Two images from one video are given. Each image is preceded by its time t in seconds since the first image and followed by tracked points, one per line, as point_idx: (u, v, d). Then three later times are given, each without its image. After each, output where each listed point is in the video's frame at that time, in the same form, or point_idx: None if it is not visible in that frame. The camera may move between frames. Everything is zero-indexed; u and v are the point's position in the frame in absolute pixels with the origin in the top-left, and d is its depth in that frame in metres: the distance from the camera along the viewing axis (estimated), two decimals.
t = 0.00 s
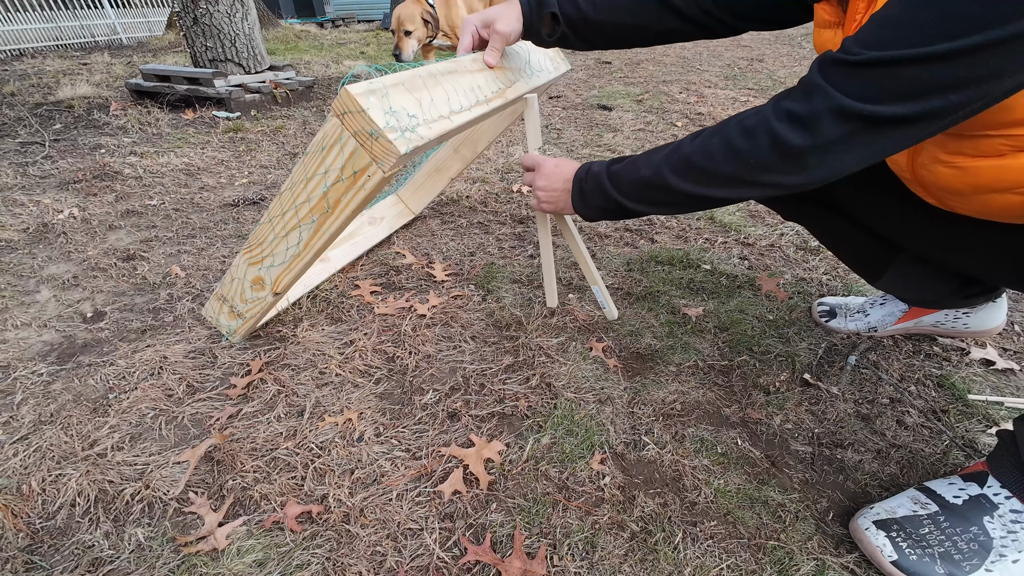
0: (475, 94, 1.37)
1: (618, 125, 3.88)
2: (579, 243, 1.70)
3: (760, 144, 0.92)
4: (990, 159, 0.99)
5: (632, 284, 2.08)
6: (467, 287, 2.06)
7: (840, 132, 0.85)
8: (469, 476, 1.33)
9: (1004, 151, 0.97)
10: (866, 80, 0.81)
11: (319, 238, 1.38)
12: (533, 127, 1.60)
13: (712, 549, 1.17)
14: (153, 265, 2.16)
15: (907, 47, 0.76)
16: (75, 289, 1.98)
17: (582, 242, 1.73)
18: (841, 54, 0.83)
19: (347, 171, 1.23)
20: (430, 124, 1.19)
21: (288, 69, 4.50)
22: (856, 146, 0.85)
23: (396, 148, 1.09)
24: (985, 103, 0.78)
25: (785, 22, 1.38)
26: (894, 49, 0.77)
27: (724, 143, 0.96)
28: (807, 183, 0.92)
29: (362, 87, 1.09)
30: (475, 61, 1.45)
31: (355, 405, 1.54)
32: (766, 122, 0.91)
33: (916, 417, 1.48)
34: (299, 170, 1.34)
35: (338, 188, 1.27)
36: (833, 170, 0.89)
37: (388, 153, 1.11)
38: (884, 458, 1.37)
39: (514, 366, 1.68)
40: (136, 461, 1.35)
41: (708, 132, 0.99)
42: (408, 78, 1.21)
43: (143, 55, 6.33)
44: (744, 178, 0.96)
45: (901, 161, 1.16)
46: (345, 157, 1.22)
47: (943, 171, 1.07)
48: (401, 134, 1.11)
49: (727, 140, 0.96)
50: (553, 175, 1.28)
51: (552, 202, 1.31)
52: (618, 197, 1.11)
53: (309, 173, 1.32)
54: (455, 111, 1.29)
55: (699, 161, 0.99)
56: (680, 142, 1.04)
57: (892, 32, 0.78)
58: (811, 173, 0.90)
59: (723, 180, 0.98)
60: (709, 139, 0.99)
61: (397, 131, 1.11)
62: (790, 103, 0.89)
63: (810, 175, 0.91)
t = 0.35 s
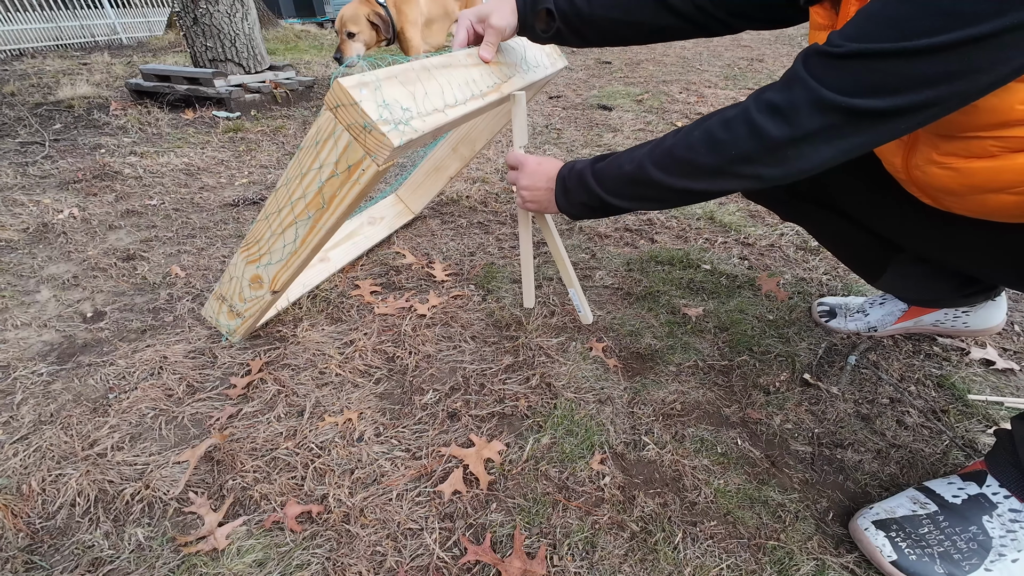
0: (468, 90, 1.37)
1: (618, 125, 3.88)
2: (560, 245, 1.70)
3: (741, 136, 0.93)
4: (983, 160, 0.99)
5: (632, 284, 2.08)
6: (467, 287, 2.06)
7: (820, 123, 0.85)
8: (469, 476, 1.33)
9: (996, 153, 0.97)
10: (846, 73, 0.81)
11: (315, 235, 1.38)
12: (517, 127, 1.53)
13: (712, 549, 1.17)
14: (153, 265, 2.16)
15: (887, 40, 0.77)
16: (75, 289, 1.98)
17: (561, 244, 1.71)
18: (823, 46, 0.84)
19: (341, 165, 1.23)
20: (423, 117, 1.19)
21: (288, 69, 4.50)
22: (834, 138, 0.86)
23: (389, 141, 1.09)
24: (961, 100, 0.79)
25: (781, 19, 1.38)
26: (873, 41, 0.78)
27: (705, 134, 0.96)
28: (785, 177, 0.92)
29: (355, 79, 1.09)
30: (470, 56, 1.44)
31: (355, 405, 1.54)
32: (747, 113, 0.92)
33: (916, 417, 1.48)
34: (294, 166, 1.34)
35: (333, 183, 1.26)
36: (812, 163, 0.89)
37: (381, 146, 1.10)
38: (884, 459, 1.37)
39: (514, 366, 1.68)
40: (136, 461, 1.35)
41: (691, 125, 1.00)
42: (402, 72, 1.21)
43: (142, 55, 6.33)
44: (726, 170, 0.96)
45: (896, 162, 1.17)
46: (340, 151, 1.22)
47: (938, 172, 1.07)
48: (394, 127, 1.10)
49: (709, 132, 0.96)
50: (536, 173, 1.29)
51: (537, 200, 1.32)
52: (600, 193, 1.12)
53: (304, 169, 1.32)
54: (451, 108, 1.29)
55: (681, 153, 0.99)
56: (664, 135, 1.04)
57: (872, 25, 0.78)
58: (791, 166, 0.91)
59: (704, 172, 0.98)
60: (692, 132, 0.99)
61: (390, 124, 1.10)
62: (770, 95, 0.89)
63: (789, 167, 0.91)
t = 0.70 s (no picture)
0: (466, 87, 1.37)
1: (618, 125, 3.88)
2: (556, 247, 1.70)
3: (731, 133, 0.93)
4: (978, 162, 0.99)
5: (632, 284, 2.08)
6: (467, 287, 2.06)
7: (808, 120, 0.85)
8: (469, 476, 1.33)
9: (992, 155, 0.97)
10: (833, 71, 0.81)
11: (313, 233, 1.38)
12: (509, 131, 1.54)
13: (712, 549, 1.17)
14: (153, 265, 2.16)
15: (873, 40, 0.77)
16: (75, 289, 1.98)
17: (558, 245, 1.71)
18: (813, 45, 0.84)
19: (338, 162, 1.23)
20: (420, 114, 1.19)
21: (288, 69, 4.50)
22: (822, 135, 0.86)
23: (386, 138, 1.08)
24: (945, 101, 0.79)
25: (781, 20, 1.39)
26: (860, 41, 0.78)
27: (696, 131, 0.96)
28: (773, 174, 0.93)
29: (351, 75, 1.09)
30: (469, 55, 1.44)
31: (355, 405, 1.54)
32: (737, 111, 0.92)
33: (916, 417, 1.48)
34: (291, 164, 1.34)
35: (331, 180, 1.26)
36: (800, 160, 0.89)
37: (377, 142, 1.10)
38: (884, 459, 1.37)
39: (515, 366, 1.68)
40: (136, 461, 1.35)
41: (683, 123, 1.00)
42: (398, 69, 1.21)
43: (142, 55, 6.33)
44: (716, 167, 0.96)
45: (894, 163, 1.17)
46: (337, 149, 1.22)
47: (935, 173, 1.07)
48: (391, 123, 1.10)
49: (700, 130, 0.96)
50: (527, 176, 1.30)
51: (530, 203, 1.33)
52: (592, 192, 1.13)
53: (301, 167, 1.32)
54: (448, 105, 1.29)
55: (672, 150, 1.00)
56: (657, 133, 1.05)
57: (860, 25, 0.78)
58: (780, 162, 0.91)
59: (694, 169, 0.98)
60: (684, 130, 1.00)
61: (387, 120, 1.10)
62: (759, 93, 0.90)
63: (779, 164, 0.91)
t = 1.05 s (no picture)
0: (465, 87, 1.37)
1: (618, 125, 3.88)
2: (553, 248, 1.70)
3: (724, 131, 0.93)
4: (975, 163, 0.99)
5: (632, 283, 2.08)
6: (467, 287, 2.06)
7: (799, 117, 0.85)
8: (469, 476, 1.33)
9: (988, 155, 0.97)
10: (824, 69, 0.81)
11: (314, 233, 1.38)
12: (504, 132, 1.55)
13: (712, 549, 1.17)
14: (153, 265, 2.16)
15: (865, 38, 0.77)
16: (75, 289, 1.98)
17: (556, 246, 1.71)
18: (806, 43, 0.84)
19: (338, 162, 1.23)
20: (420, 113, 1.18)
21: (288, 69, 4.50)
22: (815, 132, 0.85)
23: (385, 137, 1.08)
24: (935, 100, 0.79)
25: (783, 21, 1.38)
26: (852, 39, 0.78)
27: (690, 129, 0.97)
28: (765, 172, 0.93)
29: (351, 75, 1.08)
30: (468, 54, 1.44)
31: (355, 405, 1.54)
32: (730, 109, 0.92)
33: (916, 417, 1.48)
34: (290, 163, 1.34)
35: (330, 180, 1.26)
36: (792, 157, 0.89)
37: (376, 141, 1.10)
38: (884, 459, 1.37)
39: (515, 366, 1.68)
40: (136, 461, 1.35)
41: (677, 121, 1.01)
42: (398, 69, 1.20)
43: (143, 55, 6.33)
44: (709, 165, 0.96)
45: (891, 164, 1.17)
46: (337, 149, 1.22)
47: (933, 174, 1.07)
48: (390, 123, 1.10)
49: (693, 128, 0.97)
50: (523, 177, 1.30)
51: (527, 204, 1.33)
52: (587, 190, 1.13)
53: (300, 166, 1.32)
54: (448, 104, 1.29)
55: (666, 148, 1.00)
56: (653, 132, 1.05)
57: (852, 23, 0.79)
58: (772, 160, 0.90)
59: (688, 167, 0.98)
60: (678, 128, 1.00)
61: (386, 119, 1.10)
62: (750, 91, 0.90)
63: (771, 161, 0.90)
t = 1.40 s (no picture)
0: (465, 88, 1.37)
1: (618, 125, 3.88)
2: (553, 248, 1.70)
3: (723, 131, 0.93)
4: (972, 163, 0.99)
5: (632, 283, 2.08)
6: (467, 287, 2.06)
7: (797, 117, 0.85)
8: (469, 476, 1.34)
9: (985, 155, 0.97)
10: (824, 67, 0.81)
11: (314, 234, 1.38)
12: (504, 134, 1.55)
13: (712, 549, 1.17)
14: (153, 265, 2.16)
15: (863, 36, 0.77)
16: (75, 289, 1.98)
17: (556, 246, 1.71)
18: (805, 43, 0.84)
19: (337, 163, 1.23)
20: (420, 115, 1.19)
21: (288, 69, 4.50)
22: (813, 133, 0.85)
23: (384, 139, 1.08)
24: (934, 98, 0.79)
25: (786, 24, 1.38)
26: (850, 38, 0.78)
27: (690, 129, 0.97)
28: (765, 171, 0.93)
29: (351, 76, 1.08)
30: (468, 55, 1.45)
31: (355, 405, 1.54)
32: (728, 109, 0.93)
33: (916, 417, 1.48)
34: (290, 165, 1.34)
35: (330, 181, 1.26)
36: (791, 158, 0.89)
37: (375, 143, 1.10)
38: (884, 459, 1.37)
39: (515, 366, 1.68)
40: (136, 461, 1.35)
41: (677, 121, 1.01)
42: (398, 70, 1.20)
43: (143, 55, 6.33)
44: (707, 166, 0.96)
45: (889, 164, 1.16)
46: (337, 151, 1.22)
47: (930, 174, 1.07)
48: (390, 124, 1.10)
49: (692, 129, 0.97)
50: (523, 178, 1.30)
51: (527, 206, 1.33)
52: (586, 192, 1.13)
53: (300, 168, 1.32)
54: (448, 106, 1.29)
55: (666, 148, 1.00)
56: (652, 132, 1.06)
57: (851, 22, 0.79)
58: (771, 160, 0.90)
59: (687, 167, 0.98)
60: (678, 128, 1.00)
61: (386, 121, 1.10)
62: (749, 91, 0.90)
63: (769, 162, 0.91)
